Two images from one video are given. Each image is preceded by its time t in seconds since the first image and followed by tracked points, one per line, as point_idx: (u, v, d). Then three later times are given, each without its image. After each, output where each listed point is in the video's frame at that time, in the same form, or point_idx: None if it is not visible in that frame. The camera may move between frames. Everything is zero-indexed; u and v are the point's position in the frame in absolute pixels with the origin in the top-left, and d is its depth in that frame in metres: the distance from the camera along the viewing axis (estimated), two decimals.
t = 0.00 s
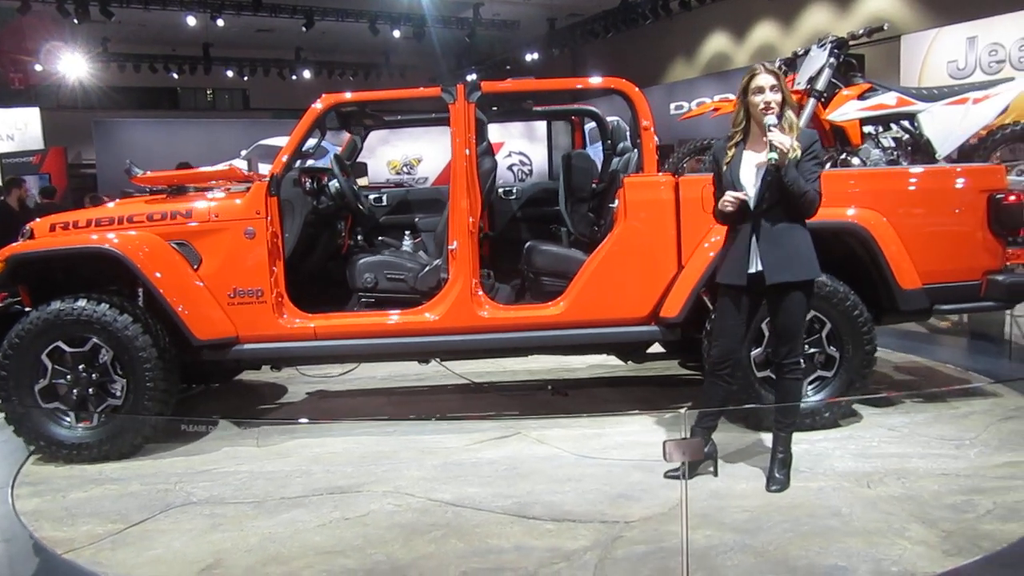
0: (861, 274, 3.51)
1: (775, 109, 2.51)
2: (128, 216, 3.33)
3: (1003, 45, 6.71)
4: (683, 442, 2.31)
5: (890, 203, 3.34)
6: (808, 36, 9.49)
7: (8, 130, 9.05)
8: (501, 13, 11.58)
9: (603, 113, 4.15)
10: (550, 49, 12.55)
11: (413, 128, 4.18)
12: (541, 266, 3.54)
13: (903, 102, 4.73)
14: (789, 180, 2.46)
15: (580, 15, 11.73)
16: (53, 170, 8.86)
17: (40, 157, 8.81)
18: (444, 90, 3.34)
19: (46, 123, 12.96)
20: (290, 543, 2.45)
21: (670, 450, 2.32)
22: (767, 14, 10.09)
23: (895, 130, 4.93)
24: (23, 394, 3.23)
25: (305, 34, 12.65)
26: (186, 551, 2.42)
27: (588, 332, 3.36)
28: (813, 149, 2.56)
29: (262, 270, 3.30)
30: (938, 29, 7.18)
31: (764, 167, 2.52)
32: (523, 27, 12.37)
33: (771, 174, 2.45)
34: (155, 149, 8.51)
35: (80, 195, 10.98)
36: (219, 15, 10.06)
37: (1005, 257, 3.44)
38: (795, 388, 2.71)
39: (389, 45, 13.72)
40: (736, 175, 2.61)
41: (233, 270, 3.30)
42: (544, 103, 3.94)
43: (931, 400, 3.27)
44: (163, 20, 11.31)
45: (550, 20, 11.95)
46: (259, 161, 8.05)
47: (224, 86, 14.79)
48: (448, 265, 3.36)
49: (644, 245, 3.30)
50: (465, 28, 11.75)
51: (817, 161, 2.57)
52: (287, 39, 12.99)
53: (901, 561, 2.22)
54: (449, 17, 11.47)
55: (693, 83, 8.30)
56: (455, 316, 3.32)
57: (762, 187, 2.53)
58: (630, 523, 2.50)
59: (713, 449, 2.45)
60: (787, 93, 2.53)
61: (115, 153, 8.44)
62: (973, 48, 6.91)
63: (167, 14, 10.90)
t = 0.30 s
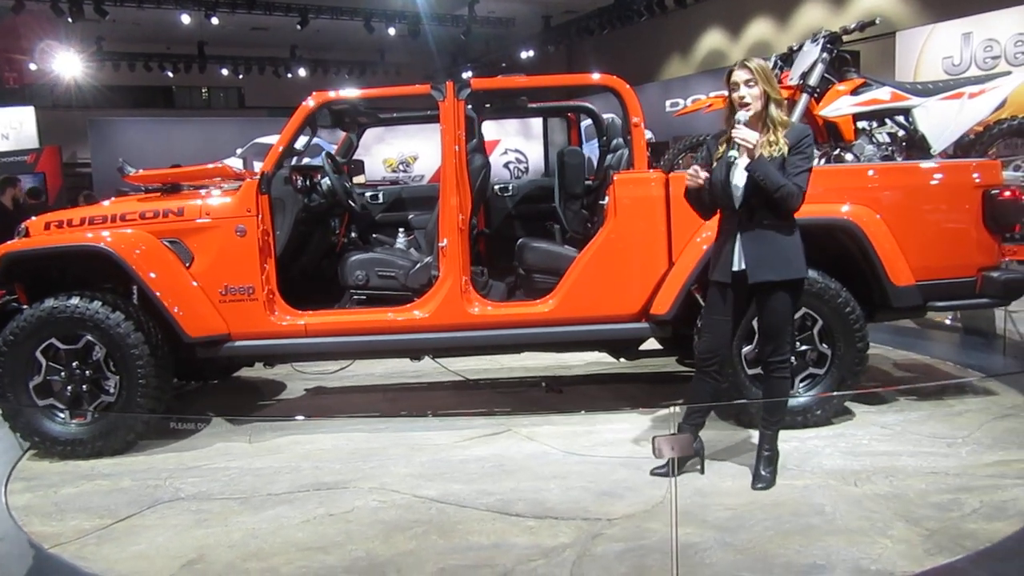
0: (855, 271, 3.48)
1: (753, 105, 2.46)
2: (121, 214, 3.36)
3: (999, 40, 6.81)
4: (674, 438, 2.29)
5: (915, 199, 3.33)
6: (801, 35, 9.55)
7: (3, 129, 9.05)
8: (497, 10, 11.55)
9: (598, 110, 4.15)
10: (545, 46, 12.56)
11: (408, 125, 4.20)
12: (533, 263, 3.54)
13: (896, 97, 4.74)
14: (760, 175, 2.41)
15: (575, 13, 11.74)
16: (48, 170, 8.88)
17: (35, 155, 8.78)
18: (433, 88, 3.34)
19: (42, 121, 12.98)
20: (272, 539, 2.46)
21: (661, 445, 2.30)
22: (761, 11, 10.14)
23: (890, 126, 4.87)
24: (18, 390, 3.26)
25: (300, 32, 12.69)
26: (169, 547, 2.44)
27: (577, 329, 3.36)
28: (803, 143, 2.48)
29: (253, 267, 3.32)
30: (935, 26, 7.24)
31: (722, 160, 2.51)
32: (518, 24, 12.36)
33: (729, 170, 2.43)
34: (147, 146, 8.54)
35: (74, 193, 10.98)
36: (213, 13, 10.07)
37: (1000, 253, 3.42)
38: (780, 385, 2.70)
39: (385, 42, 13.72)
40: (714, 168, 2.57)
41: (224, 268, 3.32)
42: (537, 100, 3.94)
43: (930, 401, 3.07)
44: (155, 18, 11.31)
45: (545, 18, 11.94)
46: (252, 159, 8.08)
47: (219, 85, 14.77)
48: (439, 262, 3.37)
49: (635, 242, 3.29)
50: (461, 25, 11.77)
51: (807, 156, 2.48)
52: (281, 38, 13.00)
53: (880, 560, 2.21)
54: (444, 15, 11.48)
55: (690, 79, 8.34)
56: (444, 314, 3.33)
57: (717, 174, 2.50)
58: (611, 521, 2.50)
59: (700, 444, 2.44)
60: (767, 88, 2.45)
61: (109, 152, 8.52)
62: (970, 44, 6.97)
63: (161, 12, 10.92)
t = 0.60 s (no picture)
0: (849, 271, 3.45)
1: (737, 101, 2.42)
2: (117, 210, 3.39)
3: (997, 39, 6.77)
4: (663, 436, 2.32)
5: (934, 197, 3.31)
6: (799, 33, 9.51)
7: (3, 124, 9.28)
8: (495, 7, 11.54)
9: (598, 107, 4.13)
10: (544, 44, 12.58)
11: (406, 123, 4.23)
12: (526, 262, 3.54)
13: (894, 96, 4.68)
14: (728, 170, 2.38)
15: (574, 10, 11.72)
16: (41, 163, 9.08)
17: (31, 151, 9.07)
18: (426, 86, 3.35)
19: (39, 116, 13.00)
20: (255, 534, 2.48)
21: (651, 444, 2.31)
22: (760, 10, 10.12)
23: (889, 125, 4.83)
24: (14, 383, 3.30)
25: (298, 28, 12.73)
26: (154, 540, 2.47)
27: (569, 327, 3.35)
28: (785, 144, 2.42)
29: (246, 263, 3.34)
30: (934, 24, 7.17)
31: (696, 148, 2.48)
32: (517, 21, 12.36)
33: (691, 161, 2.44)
34: (144, 142, 8.59)
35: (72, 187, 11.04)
36: (211, 9, 10.07)
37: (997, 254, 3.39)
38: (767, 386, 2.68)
39: (383, 39, 13.71)
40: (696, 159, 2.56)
41: (218, 264, 3.34)
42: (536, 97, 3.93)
43: (924, 400, 3.18)
44: (154, 13, 11.33)
45: (544, 16, 11.95)
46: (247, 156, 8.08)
47: (217, 80, 14.74)
48: (431, 260, 3.38)
49: (626, 241, 3.28)
50: (459, 22, 11.77)
51: (792, 152, 2.42)
52: (280, 33, 13.02)
53: (859, 562, 2.21)
54: (442, 12, 11.50)
55: (687, 76, 8.33)
56: (436, 312, 3.34)
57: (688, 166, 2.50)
58: (593, 519, 2.50)
59: (691, 442, 2.53)
60: (753, 86, 2.40)
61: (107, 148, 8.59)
62: (967, 43, 6.93)
63: (159, 7, 10.94)
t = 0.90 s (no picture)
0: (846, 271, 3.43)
1: (725, 103, 2.43)
2: (117, 210, 3.42)
3: (997, 39, 6.75)
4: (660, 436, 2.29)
5: (931, 198, 3.29)
6: (799, 33, 9.48)
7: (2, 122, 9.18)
8: (495, 7, 11.53)
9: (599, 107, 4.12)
10: (544, 44, 12.60)
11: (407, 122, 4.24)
12: (523, 262, 3.56)
13: (892, 96, 4.66)
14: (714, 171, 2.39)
15: (574, 8, 11.71)
16: (43, 162, 9.18)
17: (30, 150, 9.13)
18: (422, 86, 3.36)
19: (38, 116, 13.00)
20: (245, 532, 2.50)
21: (647, 444, 2.29)
22: (759, 10, 10.08)
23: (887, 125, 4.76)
24: (17, 380, 3.34)
25: (297, 27, 12.72)
26: (145, 537, 2.49)
27: (565, 328, 3.35)
28: (773, 148, 2.39)
29: (244, 263, 3.37)
30: (933, 24, 7.13)
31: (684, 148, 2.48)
32: (517, 21, 12.38)
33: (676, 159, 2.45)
34: (143, 141, 8.63)
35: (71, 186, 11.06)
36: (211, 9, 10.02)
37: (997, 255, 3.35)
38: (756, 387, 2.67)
39: (382, 39, 13.70)
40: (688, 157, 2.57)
41: (217, 264, 3.37)
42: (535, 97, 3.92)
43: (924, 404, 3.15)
44: (155, 13, 11.34)
45: (543, 16, 11.98)
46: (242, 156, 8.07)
47: (216, 80, 14.70)
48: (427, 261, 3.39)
49: (621, 242, 3.27)
50: (458, 20, 11.75)
51: (781, 154, 2.39)
52: (281, 32, 13.01)
53: (844, 566, 2.20)
54: (442, 12, 11.49)
55: (685, 76, 8.32)
56: (431, 312, 3.35)
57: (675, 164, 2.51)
58: (581, 520, 2.50)
59: (680, 444, 2.43)
60: (741, 88, 2.39)
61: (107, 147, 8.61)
62: (967, 43, 6.91)
63: (159, 7, 10.94)
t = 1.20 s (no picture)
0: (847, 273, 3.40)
1: (714, 104, 2.41)
2: (122, 211, 3.46)
3: (1002, 39, 6.72)
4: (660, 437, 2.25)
5: (936, 199, 3.25)
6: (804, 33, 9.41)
7: (8, 125, 9.38)
8: (500, 9, 11.57)
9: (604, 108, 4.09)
10: (549, 43, 12.62)
11: (413, 124, 4.25)
12: (523, 263, 3.56)
13: (897, 95, 4.66)
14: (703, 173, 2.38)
15: (577, 10, 11.76)
16: (49, 166, 9.31)
17: (37, 153, 9.26)
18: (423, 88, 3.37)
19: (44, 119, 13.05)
20: (238, 532, 2.53)
21: (648, 446, 2.25)
22: (763, 10, 10.02)
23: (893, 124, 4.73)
24: (23, 379, 3.40)
25: (302, 30, 12.73)
26: (140, 535, 2.53)
27: (564, 329, 3.34)
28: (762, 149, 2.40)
29: (246, 264, 3.40)
30: (937, 25, 7.08)
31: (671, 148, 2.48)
32: (521, 23, 12.39)
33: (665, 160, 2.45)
34: (150, 146, 8.72)
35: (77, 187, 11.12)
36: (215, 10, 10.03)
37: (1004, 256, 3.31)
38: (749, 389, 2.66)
39: (387, 41, 13.73)
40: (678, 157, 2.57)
41: (219, 265, 3.40)
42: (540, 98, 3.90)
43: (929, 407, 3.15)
44: (160, 16, 11.38)
45: (548, 16, 11.99)
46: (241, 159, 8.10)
47: (222, 81, 14.63)
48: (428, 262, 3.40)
49: (620, 244, 3.26)
50: (463, 23, 11.79)
51: (771, 154, 2.39)
52: (288, 36, 13.05)
53: (831, 572, 2.19)
54: (447, 13, 11.52)
55: (690, 76, 8.27)
56: (430, 313, 3.36)
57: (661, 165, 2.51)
58: (572, 524, 2.53)
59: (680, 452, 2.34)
60: (730, 89, 2.38)
61: (113, 148, 8.76)
62: (972, 42, 6.86)
63: (164, 10, 10.99)
